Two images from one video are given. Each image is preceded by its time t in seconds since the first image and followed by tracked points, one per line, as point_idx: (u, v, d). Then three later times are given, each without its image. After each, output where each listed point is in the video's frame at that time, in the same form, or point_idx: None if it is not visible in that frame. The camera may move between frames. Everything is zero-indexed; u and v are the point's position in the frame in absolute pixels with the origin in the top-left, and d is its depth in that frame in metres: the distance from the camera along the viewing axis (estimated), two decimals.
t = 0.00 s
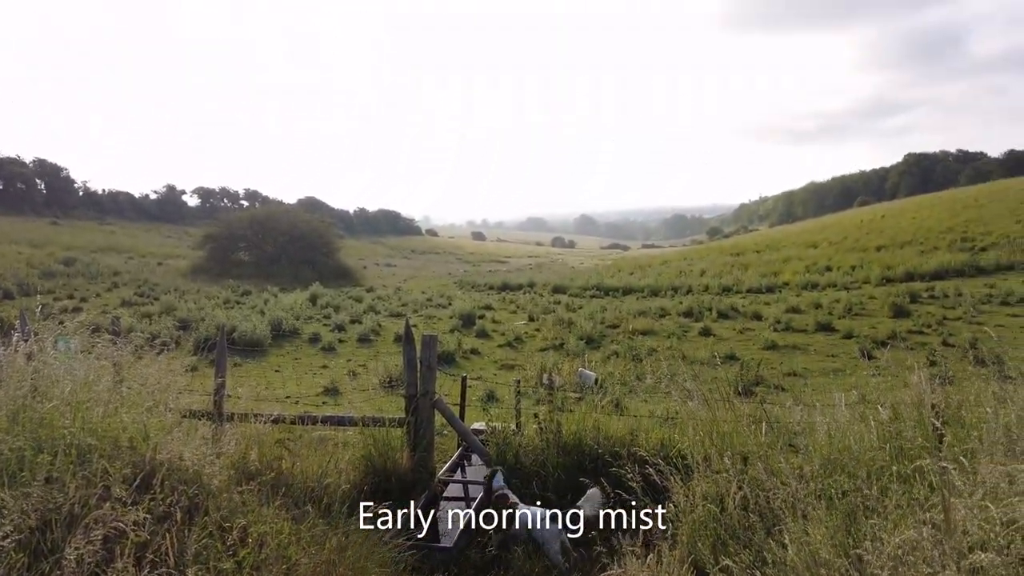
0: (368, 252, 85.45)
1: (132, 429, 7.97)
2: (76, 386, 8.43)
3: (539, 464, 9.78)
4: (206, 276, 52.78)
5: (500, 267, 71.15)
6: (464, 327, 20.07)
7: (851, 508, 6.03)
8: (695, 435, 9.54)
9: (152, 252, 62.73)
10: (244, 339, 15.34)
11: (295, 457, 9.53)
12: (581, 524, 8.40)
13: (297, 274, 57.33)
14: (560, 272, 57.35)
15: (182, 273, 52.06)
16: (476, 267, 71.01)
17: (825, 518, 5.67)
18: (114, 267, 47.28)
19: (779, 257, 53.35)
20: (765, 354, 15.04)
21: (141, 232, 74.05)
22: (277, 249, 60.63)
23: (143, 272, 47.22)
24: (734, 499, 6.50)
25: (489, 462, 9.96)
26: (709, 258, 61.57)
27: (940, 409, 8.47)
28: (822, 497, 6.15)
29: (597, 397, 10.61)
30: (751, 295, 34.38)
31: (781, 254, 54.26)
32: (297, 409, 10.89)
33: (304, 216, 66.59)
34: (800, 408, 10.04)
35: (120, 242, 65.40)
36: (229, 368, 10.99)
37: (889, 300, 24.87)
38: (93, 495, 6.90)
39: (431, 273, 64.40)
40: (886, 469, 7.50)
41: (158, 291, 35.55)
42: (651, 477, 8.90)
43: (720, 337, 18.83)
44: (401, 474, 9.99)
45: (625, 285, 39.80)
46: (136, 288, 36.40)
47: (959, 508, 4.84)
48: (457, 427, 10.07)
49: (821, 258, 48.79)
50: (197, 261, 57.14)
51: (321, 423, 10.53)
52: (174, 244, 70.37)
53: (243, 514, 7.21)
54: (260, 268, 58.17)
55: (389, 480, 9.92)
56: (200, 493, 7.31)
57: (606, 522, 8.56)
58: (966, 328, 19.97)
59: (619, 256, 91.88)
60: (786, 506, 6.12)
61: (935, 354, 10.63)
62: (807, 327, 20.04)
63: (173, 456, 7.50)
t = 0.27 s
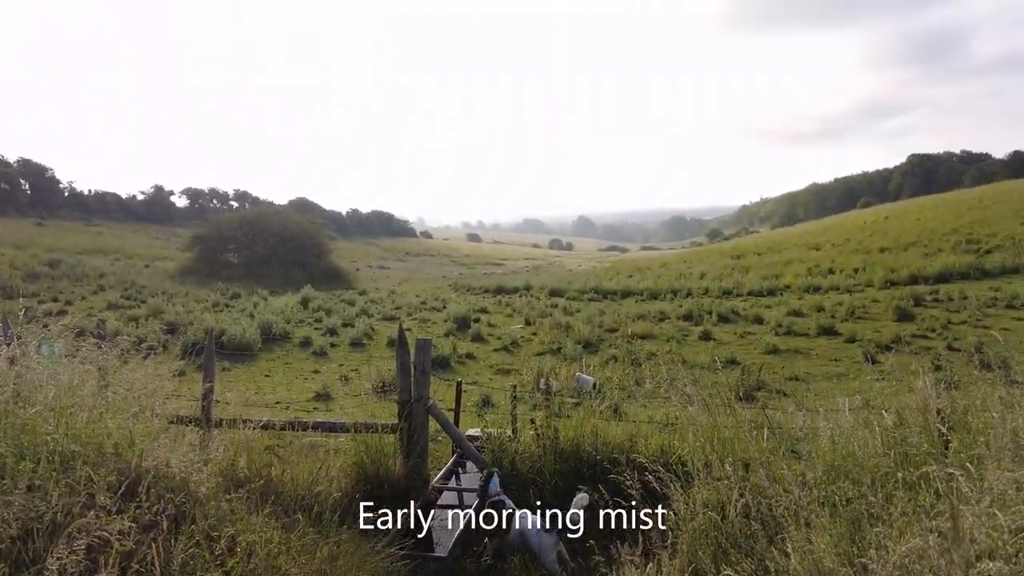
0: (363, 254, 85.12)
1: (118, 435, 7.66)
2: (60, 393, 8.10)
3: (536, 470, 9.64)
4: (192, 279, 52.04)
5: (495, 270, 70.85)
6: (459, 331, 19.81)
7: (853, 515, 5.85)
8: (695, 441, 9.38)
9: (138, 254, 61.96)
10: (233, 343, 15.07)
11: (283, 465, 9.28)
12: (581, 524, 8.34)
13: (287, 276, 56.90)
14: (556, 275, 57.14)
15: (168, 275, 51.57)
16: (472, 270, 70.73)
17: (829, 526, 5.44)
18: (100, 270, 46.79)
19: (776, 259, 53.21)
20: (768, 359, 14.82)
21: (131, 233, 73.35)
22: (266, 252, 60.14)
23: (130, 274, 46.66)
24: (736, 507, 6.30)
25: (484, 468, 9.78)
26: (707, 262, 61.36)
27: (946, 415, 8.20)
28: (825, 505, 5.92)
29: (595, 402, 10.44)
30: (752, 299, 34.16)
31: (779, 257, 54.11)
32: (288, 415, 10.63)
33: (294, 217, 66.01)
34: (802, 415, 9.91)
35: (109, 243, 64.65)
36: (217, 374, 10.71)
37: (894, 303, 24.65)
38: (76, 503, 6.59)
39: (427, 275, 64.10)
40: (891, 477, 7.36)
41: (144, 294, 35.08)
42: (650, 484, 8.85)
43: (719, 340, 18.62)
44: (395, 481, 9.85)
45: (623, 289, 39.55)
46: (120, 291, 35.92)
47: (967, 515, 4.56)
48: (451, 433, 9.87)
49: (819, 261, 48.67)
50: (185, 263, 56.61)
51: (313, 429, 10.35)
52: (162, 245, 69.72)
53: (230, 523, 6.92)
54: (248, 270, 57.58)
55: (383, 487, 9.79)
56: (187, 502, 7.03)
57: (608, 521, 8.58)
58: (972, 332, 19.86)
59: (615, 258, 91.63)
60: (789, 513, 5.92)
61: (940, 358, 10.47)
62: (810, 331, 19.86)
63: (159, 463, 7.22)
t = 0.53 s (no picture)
0: (357, 251, 83.69)
1: (70, 452, 6.66)
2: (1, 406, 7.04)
3: (535, 494, 8.64)
4: (150, 281, 49.59)
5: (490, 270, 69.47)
6: (450, 337, 18.69)
7: (887, 541, 6.23)
8: (712, 459, 8.41)
9: (91, 253, 59.52)
10: (198, 351, 14.01)
11: (254, 485, 8.26)
12: (582, 525, 8.22)
13: (259, 276, 54.84)
14: (554, 276, 55.91)
15: (126, 275, 49.62)
16: (465, 270, 69.26)
17: (861, 556, 5.75)
18: (53, 271, 44.91)
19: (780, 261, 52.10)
20: (792, 368, 13.86)
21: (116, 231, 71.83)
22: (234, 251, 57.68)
23: (84, 275, 44.98)
24: (758, 535, 6.47)
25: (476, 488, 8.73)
26: (709, 262, 60.19)
27: (991, 430, 8.17)
28: (853, 535, 6.24)
29: (601, 416, 9.41)
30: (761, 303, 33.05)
31: (783, 257, 52.95)
32: (259, 432, 9.56)
33: (264, 213, 63.16)
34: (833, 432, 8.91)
35: (92, 244, 63.28)
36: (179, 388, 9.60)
37: (931, 307, 23.76)
38: (20, 530, 5.73)
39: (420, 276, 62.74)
40: (930, 501, 7.38)
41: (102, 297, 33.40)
42: (660, 508, 8.00)
43: (743, 348, 17.65)
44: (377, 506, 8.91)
45: (624, 291, 38.43)
46: (78, 294, 34.37)
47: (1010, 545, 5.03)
48: (441, 452, 8.82)
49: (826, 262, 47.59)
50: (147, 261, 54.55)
51: (286, 447, 9.29)
52: (121, 243, 67.29)
53: (194, 552, 6.17)
54: (215, 271, 55.16)
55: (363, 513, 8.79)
56: (145, 529, 6.25)
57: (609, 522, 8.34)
58: (1018, 338, 18.79)
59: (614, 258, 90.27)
60: (816, 538, 6.33)
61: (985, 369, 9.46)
62: (826, 339, 18.83)
63: (116, 484, 6.43)
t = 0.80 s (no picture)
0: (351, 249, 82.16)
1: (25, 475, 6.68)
2: None
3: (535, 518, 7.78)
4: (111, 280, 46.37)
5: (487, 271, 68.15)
6: (441, 345, 17.73)
7: (922, 568, 5.92)
8: (730, 478, 7.59)
9: (50, 250, 55.82)
10: (163, 360, 13.21)
11: (224, 512, 7.60)
12: (581, 523, 7.58)
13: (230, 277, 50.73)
14: (552, 276, 54.74)
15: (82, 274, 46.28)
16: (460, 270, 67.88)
17: None
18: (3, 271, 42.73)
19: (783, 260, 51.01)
20: (815, 377, 13.02)
21: (98, 226, 69.98)
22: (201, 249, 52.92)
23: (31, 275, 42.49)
24: (780, 557, 6.00)
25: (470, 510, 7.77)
26: (711, 262, 59.05)
27: None
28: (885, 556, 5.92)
29: (608, 431, 8.59)
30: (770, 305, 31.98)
31: (786, 255, 51.74)
32: (231, 450, 8.68)
33: (236, 203, 59.61)
34: (866, 450, 8.11)
35: (75, 243, 61.58)
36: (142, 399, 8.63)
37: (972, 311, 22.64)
38: None
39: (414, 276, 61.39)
40: (967, 524, 6.63)
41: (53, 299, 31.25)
42: (673, 532, 7.19)
43: (770, 355, 16.83)
44: (360, 532, 8.06)
45: (626, 292, 37.31)
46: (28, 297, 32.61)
47: None
48: (431, 471, 7.94)
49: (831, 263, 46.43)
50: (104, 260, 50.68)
51: (260, 466, 8.44)
52: (81, 238, 62.99)
53: None
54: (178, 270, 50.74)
55: (344, 540, 7.97)
56: (103, 554, 6.18)
57: (610, 523, 7.64)
58: None
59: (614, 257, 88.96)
60: (842, 568, 5.75)
61: None
62: (843, 346, 17.93)
63: (73, 509, 6.38)
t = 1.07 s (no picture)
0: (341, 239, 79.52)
1: None
2: None
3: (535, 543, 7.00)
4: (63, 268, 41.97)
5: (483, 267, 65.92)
6: (430, 355, 16.81)
7: None
8: (748, 503, 6.84)
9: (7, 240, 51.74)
10: (125, 373, 12.46)
11: (191, 540, 6.91)
12: (582, 525, 6.91)
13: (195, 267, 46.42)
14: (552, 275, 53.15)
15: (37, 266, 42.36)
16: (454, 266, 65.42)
17: None
18: None
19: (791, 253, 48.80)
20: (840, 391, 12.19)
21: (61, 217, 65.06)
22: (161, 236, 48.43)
23: None
24: None
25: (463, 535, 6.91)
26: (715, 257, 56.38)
27: None
28: None
29: (614, 449, 7.86)
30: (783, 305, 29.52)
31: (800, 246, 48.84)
32: (198, 470, 7.86)
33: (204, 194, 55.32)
34: (901, 470, 7.36)
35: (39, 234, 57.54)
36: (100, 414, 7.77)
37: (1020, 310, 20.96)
38: None
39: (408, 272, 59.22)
40: (1012, 554, 5.88)
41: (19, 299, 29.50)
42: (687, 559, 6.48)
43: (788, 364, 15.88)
44: (340, 560, 7.31)
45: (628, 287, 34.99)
46: None
47: None
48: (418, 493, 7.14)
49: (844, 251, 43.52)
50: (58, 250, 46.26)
51: (232, 487, 7.65)
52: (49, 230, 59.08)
53: None
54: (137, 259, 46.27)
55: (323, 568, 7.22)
56: None
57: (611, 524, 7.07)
58: None
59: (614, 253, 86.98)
60: None
61: None
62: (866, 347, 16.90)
63: (23, 535, 6.16)
